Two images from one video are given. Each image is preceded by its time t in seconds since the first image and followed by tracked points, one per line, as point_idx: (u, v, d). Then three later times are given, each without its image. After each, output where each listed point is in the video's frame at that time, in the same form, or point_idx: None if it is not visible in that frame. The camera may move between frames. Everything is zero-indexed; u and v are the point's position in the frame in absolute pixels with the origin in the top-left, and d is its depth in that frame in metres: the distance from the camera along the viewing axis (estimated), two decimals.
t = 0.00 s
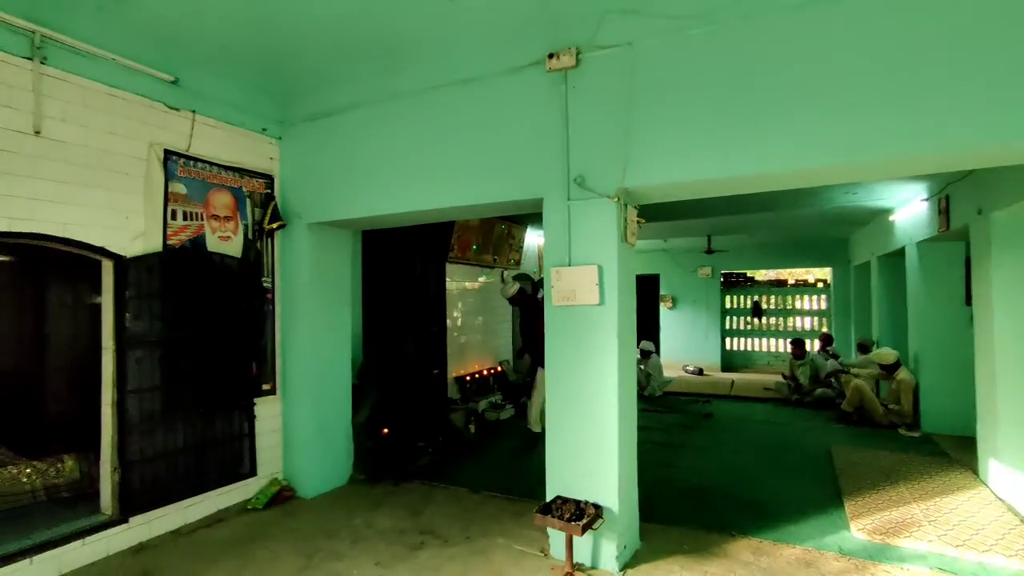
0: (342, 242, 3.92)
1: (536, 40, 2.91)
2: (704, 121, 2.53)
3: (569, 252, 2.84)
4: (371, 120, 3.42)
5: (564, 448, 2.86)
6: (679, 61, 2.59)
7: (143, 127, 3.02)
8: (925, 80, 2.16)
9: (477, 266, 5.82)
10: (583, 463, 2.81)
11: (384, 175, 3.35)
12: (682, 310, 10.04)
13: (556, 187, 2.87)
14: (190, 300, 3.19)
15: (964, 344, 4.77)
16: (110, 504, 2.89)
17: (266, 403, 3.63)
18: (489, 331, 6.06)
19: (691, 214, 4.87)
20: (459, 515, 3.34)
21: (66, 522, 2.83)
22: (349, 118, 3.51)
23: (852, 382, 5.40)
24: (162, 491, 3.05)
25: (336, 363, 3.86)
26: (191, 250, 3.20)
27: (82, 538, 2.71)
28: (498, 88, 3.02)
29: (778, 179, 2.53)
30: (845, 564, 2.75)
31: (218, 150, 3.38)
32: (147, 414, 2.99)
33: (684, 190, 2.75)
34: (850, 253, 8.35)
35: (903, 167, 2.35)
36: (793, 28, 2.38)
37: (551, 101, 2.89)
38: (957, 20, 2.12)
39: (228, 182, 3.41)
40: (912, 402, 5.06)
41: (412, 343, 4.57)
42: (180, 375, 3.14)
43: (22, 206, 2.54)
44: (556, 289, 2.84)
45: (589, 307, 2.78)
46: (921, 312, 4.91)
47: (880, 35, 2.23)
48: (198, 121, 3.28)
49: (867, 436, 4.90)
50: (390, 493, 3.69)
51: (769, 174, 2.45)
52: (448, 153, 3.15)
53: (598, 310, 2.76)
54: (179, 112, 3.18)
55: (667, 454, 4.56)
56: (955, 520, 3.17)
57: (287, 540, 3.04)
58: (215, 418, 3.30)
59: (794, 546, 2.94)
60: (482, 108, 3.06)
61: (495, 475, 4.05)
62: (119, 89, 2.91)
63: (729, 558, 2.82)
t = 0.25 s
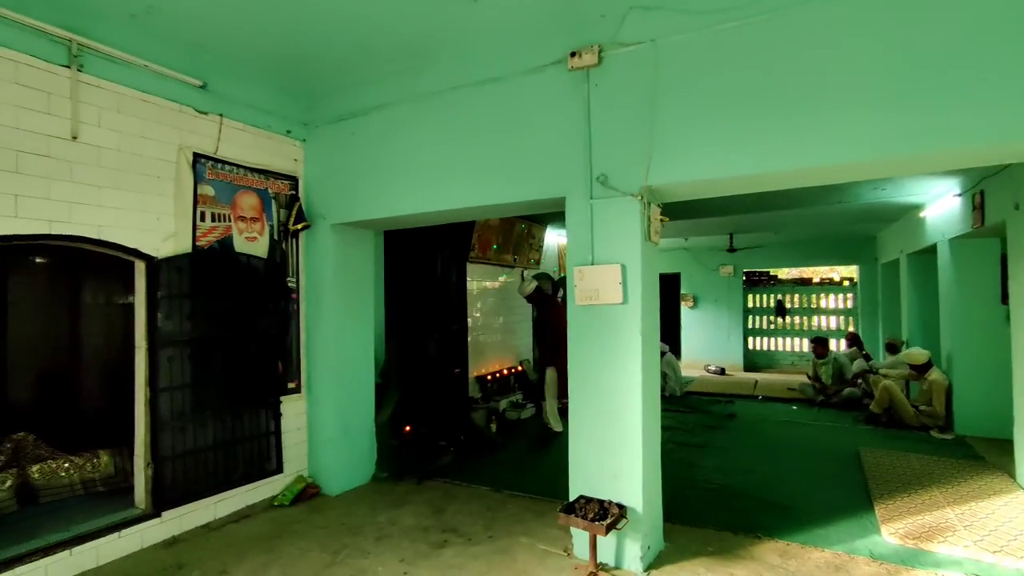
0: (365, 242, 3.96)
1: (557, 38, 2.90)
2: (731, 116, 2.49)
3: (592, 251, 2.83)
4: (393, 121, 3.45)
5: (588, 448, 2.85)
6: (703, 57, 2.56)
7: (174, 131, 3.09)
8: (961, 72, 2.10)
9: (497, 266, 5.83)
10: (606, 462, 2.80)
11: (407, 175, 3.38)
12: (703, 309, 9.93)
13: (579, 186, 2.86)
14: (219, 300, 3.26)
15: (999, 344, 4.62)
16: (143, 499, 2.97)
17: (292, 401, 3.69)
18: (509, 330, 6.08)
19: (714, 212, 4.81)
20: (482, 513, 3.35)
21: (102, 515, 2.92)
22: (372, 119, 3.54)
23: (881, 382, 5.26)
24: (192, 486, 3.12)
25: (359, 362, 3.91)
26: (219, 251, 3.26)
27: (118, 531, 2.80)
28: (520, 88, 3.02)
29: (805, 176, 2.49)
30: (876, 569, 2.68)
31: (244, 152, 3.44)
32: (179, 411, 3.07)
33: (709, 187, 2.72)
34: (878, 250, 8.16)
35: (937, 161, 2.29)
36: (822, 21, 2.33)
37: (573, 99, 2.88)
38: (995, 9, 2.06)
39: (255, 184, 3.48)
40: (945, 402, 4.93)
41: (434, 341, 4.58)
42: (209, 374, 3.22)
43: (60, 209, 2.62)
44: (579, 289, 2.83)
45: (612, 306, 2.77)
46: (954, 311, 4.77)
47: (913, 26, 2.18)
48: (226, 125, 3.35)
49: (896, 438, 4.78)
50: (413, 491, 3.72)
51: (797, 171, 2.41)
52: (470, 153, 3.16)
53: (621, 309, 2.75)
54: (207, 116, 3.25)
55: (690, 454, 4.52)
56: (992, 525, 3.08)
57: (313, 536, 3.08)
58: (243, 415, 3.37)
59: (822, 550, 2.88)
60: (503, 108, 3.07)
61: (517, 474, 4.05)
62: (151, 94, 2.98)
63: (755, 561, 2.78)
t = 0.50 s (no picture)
0: (386, 243, 4.00)
1: (578, 37, 2.89)
2: (756, 113, 2.46)
3: (614, 250, 2.81)
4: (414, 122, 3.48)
5: (610, 448, 2.84)
6: (727, 53, 2.52)
7: (201, 134, 3.16)
8: (997, 65, 2.04)
9: (517, 266, 5.84)
10: (628, 462, 2.79)
11: (428, 176, 3.41)
12: (724, 308, 9.80)
13: (600, 185, 2.85)
14: (245, 300, 3.32)
15: None
16: (173, 493, 3.05)
17: (315, 400, 3.74)
18: (528, 330, 6.08)
19: (737, 210, 4.75)
20: (503, 512, 3.36)
21: (134, 509, 3.00)
22: (393, 120, 3.58)
23: (910, 385, 5.16)
24: (220, 482, 3.19)
25: (381, 361, 3.95)
26: (245, 251, 3.32)
27: (149, 525, 2.87)
28: (540, 87, 3.02)
29: (833, 173, 2.44)
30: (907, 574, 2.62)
31: (269, 154, 3.50)
32: (207, 408, 3.14)
33: (732, 185, 2.68)
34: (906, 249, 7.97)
35: (972, 157, 2.22)
36: (851, 14, 2.28)
37: (594, 98, 2.87)
38: None
39: (279, 186, 3.53)
40: (977, 404, 4.79)
41: (455, 340, 4.61)
42: (236, 372, 3.28)
43: (94, 211, 2.70)
44: (600, 288, 2.82)
45: (634, 305, 2.75)
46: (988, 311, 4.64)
47: (946, 18, 2.12)
48: (251, 128, 3.41)
49: (926, 440, 4.67)
50: (434, 490, 3.75)
51: (824, 168, 2.36)
52: (490, 153, 3.17)
53: (643, 309, 2.73)
54: (233, 119, 3.31)
55: (712, 455, 4.47)
56: None
57: (336, 532, 3.12)
58: (268, 413, 3.43)
59: (850, 554, 2.82)
60: (524, 107, 3.07)
61: (537, 473, 4.06)
62: (180, 99, 3.06)
63: (780, 564, 2.74)
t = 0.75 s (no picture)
0: (406, 243, 4.04)
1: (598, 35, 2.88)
2: (780, 110, 2.42)
3: (634, 250, 2.80)
4: (434, 122, 3.50)
5: (630, 447, 2.83)
6: (750, 49, 2.49)
7: (226, 137, 3.22)
8: None
9: (535, 265, 5.85)
10: (648, 463, 2.77)
11: (448, 176, 3.43)
12: (744, 308, 9.67)
13: (620, 184, 2.84)
14: (268, 299, 3.37)
15: None
16: (200, 489, 3.11)
17: (337, 398, 3.79)
18: (546, 329, 6.08)
19: (759, 208, 4.68)
20: (522, 511, 3.37)
21: (162, 503, 3.08)
22: (413, 121, 3.61)
23: (938, 385, 5.04)
24: (245, 478, 3.25)
25: (401, 360, 3.98)
26: (268, 252, 3.37)
27: (177, 519, 2.95)
28: (560, 86, 3.02)
29: (859, 170, 2.40)
30: None
31: (292, 156, 3.55)
32: (231, 406, 3.20)
33: (755, 184, 2.65)
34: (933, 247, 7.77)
35: (1006, 153, 2.16)
36: (878, 8, 2.23)
37: (614, 97, 2.86)
38: None
39: (301, 187, 3.59)
40: (1010, 408, 4.65)
41: (473, 340, 4.63)
42: (260, 370, 3.33)
43: (124, 213, 2.78)
44: (621, 288, 2.81)
45: (655, 305, 2.73)
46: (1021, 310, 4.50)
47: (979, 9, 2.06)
48: (274, 130, 3.47)
49: (955, 443, 4.55)
50: (453, 488, 3.77)
51: (850, 165, 2.32)
52: (510, 153, 3.18)
53: (664, 308, 2.71)
54: (257, 122, 3.37)
55: (733, 457, 4.42)
56: None
57: (358, 529, 3.16)
58: (291, 410, 3.48)
59: (877, 559, 2.77)
60: (543, 107, 3.07)
61: (556, 473, 4.06)
62: (206, 102, 3.12)
63: (804, 567, 2.70)
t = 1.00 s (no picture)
0: (424, 242, 4.06)
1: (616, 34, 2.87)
2: (803, 106, 2.39)
3: (654, 249, 2.78)
4: (452, 123, 3.52)
5: (650, 448, 2.81)
6: (772, 45, 2.46)
7: (249, 139, 3.27)
8: None
9: (552, 265, 5.85)
10: (668, 463, 2.75)
11: (467, 176, 3.44)
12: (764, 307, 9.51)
13: (639, 183, 2.82)
14: (290, 298, 3.42)
15: None
16: (224, 485, 3.18)
17: (357, 396, 3.83)
18: (563, 329, 6.07)
19: (781, 207, 4.62)
20: (540, 510, 3.37)
21: (188, 499, 3.15)
22: (432, 122, 3.63)
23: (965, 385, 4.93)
24: (267, 475, 3.31)
25: (420, 358, 4.01)
26: (289, 252, 3.42)
27: (202, 514, 3.01)
28: (578, 86, 3.02)
29: (884, 166, 2.35)
30: None
31: (312, 157, 3.60)
32: (254, 403, 3.25)
33: (777, 181, 2.62)
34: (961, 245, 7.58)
35: None
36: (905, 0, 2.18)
37: (633, 95, 2.84)
38: None
39: (322, 187, 3.63)
40: None
41: (491, 339, 4.65)
42: (282, 368, 3.39)
43: (152, 214, 2.84)
44: (640, 287, 2.80)
45: (675, 304, 2.71)
46: None
47: None
48: (295, 131, 3.52)
49: (984, 447, 4.44)
50: (471, 487, 3.78)
51: (875, 161, 2.28)
52: (528, 152, 3.18)
53: (684, 307, 2.69)
54: (278, 124, 3.42)
55: (754, 458, 4.36)
56: None
57: (378, 526, 3.19)
58: (312, 409, 3.53)
59: (904, 564, 2.71)
60: (562, 106, 3.07)
61: (574, 473, 4.05)
62: (229, 104, 3.18)
63: (828, 571, 2.65)
